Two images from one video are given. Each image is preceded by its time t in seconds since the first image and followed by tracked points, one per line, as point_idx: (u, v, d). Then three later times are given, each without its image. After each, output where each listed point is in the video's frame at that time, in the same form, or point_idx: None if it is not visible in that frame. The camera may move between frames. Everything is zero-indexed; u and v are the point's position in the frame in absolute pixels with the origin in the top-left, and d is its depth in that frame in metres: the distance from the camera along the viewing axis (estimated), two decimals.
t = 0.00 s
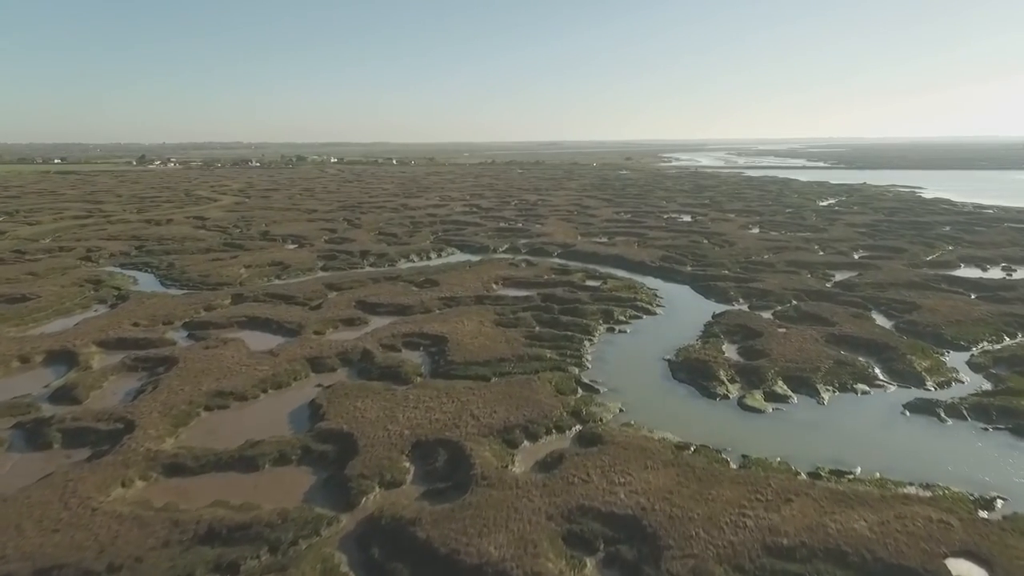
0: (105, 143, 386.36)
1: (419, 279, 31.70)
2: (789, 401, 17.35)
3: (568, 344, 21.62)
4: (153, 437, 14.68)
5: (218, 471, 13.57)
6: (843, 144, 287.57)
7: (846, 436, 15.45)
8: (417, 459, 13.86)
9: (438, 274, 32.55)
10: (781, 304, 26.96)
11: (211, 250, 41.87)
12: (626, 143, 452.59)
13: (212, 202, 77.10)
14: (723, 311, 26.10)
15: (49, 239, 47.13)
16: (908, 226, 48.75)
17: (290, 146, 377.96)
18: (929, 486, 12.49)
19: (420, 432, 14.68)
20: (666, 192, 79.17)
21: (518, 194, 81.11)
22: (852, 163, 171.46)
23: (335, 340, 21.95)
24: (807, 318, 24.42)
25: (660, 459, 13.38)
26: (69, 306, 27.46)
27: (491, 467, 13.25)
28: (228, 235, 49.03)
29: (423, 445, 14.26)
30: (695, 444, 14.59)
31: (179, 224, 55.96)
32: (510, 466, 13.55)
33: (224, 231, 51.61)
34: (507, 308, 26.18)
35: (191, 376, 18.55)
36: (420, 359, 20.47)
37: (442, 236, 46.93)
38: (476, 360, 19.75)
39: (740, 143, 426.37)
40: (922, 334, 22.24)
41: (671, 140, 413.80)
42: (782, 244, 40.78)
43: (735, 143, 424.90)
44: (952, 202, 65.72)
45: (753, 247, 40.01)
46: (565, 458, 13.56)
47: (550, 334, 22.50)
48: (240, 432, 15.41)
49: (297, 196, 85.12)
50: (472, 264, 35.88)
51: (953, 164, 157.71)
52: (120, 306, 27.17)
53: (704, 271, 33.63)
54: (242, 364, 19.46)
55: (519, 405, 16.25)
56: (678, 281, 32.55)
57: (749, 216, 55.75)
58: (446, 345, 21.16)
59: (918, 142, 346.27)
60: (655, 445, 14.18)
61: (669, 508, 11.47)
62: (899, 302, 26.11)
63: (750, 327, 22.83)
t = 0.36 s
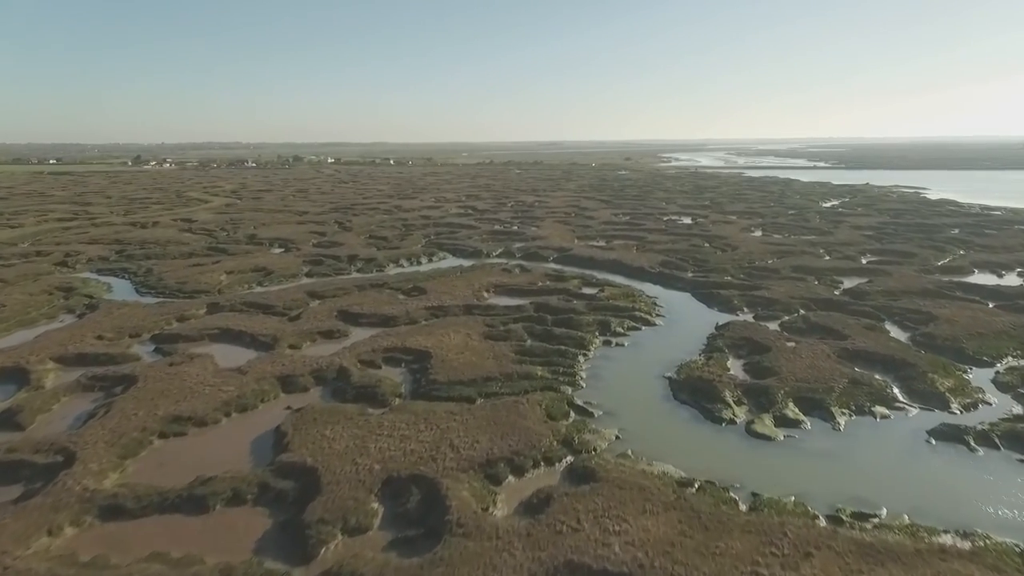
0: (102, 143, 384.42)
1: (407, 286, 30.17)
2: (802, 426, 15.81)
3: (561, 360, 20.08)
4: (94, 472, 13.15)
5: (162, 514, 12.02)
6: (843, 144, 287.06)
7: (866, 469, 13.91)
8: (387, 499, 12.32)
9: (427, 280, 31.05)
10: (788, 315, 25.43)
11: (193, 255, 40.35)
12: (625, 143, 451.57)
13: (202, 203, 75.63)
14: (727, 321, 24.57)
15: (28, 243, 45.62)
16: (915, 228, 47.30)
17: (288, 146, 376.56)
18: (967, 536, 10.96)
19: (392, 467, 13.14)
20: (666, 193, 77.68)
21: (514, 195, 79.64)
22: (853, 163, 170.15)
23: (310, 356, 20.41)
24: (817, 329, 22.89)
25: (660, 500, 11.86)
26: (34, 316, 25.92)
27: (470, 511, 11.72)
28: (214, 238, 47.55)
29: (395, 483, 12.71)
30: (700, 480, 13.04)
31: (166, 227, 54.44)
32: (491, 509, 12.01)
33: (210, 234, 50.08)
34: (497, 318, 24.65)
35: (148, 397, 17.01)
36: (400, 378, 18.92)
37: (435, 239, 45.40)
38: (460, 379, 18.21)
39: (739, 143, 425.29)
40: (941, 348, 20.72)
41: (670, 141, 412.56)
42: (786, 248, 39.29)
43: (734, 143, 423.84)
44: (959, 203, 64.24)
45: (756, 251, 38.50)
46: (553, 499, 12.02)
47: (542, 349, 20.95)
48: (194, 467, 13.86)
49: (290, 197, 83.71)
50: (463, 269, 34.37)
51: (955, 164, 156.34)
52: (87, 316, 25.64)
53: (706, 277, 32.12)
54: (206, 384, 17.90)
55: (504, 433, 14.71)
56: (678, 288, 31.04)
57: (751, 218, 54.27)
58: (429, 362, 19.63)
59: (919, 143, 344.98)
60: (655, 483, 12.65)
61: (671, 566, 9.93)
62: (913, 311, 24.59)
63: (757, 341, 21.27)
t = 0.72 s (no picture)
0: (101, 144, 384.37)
1: (394, 294, 28.64)
2: (817, 456, 14.27)
3: (553, 379, 18.56)
4: (20, 516, 11.66)
5: (89, 567, 10.51)
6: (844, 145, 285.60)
7: (892, 510, 12.37)
8: (349, 548, 10.81)
9: (416, 287, 29.54)
10: (796, 326, 23.91)
11: (175, 260, 38.84)
12: (624, 143, 450.22)
13: (192, 205, 74.19)
14: (731, 333, 23.04)
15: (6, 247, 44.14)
16: (924, 231, 45.77)
17: (286, 146, 375.72)
18: None
19: (356, 510, 11.63)
20: (667, 194, 76.11)
21: (512, 196, 78.18)
22: (855, 163, 168.73)
23: (281, 373, 18.87)
24: (828, 342, 21.35)
25: (659, 556, 10.38)
26: None
27: (440, 567, 10.21)
28: (199, 242, 46.06)
29: (359, 529, 11.20)
30: (705, 525, 11.53)
31: (152, 229, 52.96)
32: (466, 562, 10.51)
33: (195, 237, 48.55)
34: (486, 330, 23.10)
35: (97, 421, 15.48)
36: (377, 399, 17.38)
37: (427, 242, 43.87)
38: (441, 401, 16.68)
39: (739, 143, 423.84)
40: (964, 363, 19.20)
41: (671, 141, 411.07)
42: (792, 252, 37.74)
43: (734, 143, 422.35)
44: (966, 204, 62.73)
45: (760, 255, 37.00)
46: (536, 552, 10.53)
47: (533, 366, 19.42)
48: (136, 507, 12.30)
49: (282, 198, 82.24)
50: (453, 275, 32.84)
51: (957, 164, 154.92)
52: (51, 327, 24.14)
53: (708, 284, 30.58)
54: (163, 405, 16.36)
55: (486, 467, 13.19)
56: (679, 295, 29.53)
57: (753, 220, 52.72)
58: (409, 381, 18.10)
59: (920, 143, 343.85)
60: (654, 530, 11.15)
61: None
62: (930, 322, 23.07)
63: (764, 356, 19.72)
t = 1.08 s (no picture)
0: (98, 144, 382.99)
1: (379, 303, 27.11)
2: (837, 492, 12.72)
3: (544, 400, 17.03)
4: None
5: None
6: (845, 146, 284.08)
7: (926, 560, 10.83)
8: None
9: (402, 295, 28.03)
10: (806, 338, 22.36)
11: (155, 265, 37.26)
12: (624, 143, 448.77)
13: (182, 206, 72.60)
14: (736, 347, 21.48)
15: None
16: (934, 233, 44.21)
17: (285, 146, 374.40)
18: None
19: (310, 566, 10.10)
20: (667, 195, 74.54)
21: (509, 197, 76.64)
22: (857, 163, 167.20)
23: (248, 393, 17.33)
24: (841, 358, 19.82)
25: None
26: None
27: None
28: (183, 245, 44.50)
29: None
30: None
31: (136, 232, 51.40)
32: None
33: (180, 240, 46.93)
34: (474, 344, 21.57)
35: (35, 450, 13.93)
36: (350, 424, 15.84)
37: (419, 246, 42.31)
38: (419, 426, 15.15)
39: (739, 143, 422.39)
40: (991, 381, 17.64)
41: (671, 141, 409.31)
42: (797, 256, 36.18)
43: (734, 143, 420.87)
44: (974, 205, 61.15)
45: (764, 259, 35.45)
46: None
47: (522, 386, 17.87)
48: (62, 558, 10.77)
49: (275, 199, 80.67)
50: (443, 282, 31.33)
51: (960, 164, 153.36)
52: (9, 339, 22.58)
53: (711, 290, 29.03)
54: (112, 431, 14.81)
55: (464, 508, 11.65)
56: (680, 302, 27.97)
57: (757, 222, 51.16)
58: (387, 403, 16.57)
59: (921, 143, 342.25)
60: None
61: None
62: (950, 334, 21.52)
63: (773, 374, 18.16)
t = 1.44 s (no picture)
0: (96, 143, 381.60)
1: (362, 313, 25.57)
2: (861, 539, 11.18)
3: (532, 425, 15.50)
4: None
5: None
6: (846, 146, 282.59)
7: None
8: None
9: (388, 305, 26.54)
10: (817, 352, 20.82)
11: (133, 270, 35.72)
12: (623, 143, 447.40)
13: (172, 208, 71.02)
14: (742, 362, 19.94)
15: None
16: (943, 236, 42.73)
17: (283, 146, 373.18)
18: None
19: None
20: (667, 196, 73.04)
21: (505, 198, 75.18)
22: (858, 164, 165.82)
23: (206, 416, 15.76)
24: (857, 375, 18.26)
25: None
26: None
27: None
28: (165, 249, 42.99)
29: None
30: None
31: (119, 235, 49.88)
32: None
33: (162, 243, 45.33)
34: (460, 359, 20.02)
35: None
36: (316, 454, 14.31)
37: (409, 250, 40.74)
38: (391, 458, 13.61)
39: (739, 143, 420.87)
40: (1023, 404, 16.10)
41: (670, 141, 408.59)
42: (803, 261, 34.66)
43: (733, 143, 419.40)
44: (982, 207, 59.65)
45: (769, 264, 33.95)
46: None
47: (509, 409, 16.31)
48: None
49: (267, 200, 79.16)
50: (431, 290, 29.78)
51: (963, 164, 151.97)
52: None
53: (713, 298, 27.49)
54: (46, 466, 13.23)
55: (432, 567, 10.12)
56: (681, 311, 26.45)
57: (759, 225, 49.66)
58: (358, 429, 15.03)
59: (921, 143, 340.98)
60: None
61: None
62: (973, 348, 19.98)
63: (783, 394, 16.63)
